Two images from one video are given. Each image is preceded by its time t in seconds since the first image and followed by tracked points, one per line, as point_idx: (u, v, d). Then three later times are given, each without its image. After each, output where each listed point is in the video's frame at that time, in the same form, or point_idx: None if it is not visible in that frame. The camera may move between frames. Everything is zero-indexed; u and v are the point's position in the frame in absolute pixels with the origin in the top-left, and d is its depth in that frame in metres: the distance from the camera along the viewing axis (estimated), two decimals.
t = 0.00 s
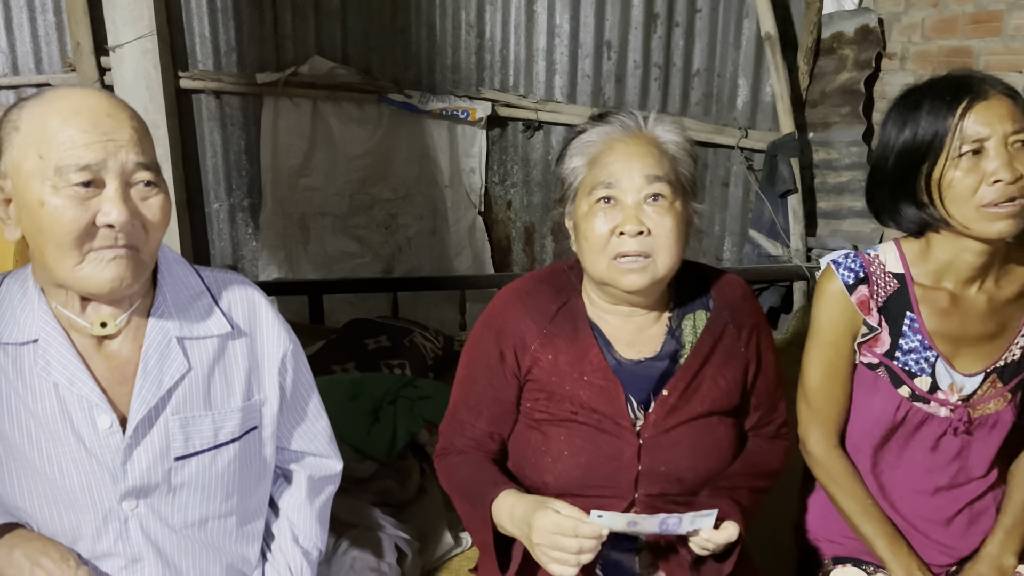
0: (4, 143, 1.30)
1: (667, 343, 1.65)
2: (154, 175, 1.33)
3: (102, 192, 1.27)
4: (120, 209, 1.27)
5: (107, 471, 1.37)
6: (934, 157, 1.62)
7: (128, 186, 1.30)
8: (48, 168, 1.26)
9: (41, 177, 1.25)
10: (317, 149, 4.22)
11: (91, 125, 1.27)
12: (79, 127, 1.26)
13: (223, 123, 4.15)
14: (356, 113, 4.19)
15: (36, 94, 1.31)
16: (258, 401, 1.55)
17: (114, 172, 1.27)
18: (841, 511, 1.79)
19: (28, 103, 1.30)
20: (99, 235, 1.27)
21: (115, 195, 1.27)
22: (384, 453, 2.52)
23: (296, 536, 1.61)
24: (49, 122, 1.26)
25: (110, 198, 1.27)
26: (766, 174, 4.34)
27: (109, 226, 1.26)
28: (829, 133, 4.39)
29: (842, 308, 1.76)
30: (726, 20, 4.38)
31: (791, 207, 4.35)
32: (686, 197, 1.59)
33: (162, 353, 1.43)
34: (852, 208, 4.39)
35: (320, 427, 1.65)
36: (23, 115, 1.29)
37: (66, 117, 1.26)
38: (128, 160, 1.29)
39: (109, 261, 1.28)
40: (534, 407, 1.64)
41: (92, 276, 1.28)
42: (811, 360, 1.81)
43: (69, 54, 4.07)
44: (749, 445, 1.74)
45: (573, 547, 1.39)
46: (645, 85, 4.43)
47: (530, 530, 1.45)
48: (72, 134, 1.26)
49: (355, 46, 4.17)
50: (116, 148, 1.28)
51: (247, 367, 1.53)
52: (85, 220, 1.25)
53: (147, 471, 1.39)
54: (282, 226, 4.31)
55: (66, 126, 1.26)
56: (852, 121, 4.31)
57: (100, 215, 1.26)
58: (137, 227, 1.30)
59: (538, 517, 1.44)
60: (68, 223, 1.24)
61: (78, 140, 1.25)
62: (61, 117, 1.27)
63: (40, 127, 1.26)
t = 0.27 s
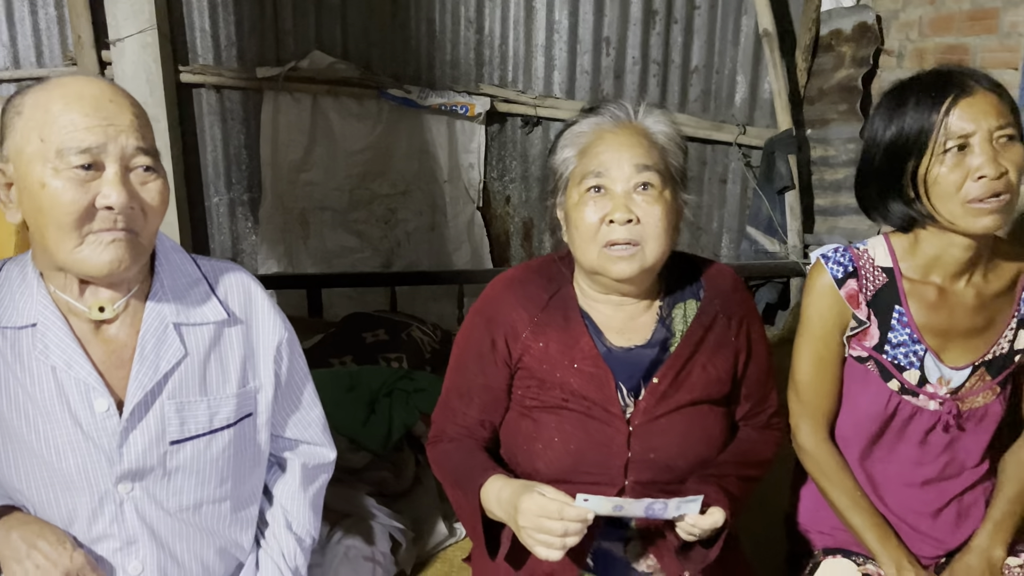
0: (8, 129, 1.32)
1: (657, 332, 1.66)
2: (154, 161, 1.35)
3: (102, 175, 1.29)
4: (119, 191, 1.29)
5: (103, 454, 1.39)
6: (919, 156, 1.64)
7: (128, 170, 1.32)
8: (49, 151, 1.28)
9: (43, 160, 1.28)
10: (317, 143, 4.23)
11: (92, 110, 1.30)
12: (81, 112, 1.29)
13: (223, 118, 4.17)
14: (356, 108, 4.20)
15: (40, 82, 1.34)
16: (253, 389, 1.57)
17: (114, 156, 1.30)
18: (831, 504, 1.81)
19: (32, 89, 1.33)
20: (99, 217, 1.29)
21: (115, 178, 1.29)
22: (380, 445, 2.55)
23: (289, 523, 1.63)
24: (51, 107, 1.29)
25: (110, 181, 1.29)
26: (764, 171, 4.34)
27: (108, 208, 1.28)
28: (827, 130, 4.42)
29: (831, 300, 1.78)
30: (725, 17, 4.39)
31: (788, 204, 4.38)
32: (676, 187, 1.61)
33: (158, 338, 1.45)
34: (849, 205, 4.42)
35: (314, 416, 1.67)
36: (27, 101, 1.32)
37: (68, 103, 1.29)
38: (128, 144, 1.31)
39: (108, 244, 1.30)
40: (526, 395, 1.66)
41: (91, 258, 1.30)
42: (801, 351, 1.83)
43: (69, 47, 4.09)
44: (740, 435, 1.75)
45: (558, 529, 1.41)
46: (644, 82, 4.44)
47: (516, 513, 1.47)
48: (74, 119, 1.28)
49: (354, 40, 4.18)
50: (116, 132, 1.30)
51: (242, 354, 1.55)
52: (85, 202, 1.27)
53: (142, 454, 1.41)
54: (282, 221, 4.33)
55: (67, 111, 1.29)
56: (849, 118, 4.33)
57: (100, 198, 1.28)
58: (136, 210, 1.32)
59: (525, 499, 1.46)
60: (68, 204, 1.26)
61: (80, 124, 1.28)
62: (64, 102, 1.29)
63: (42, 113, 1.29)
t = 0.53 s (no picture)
0: None
1: (648, 324, 1.67)
2: (134, 151, 1.36)
3: (81, 167, 1.30)
4: (99, 183, 1.30)
5: (95, 444, 1.40)
6: (909, 150, 1.64)
7: (107, 161, 1.33)
8: (29, 146, 1.29)
9: (23, 154, 1.29)
10: (317, 138, 4.24)
11: (69, 102, 1.30)
12: (58, 105, 1.30)
13: (224, 113, 4.18)
14: (356, 103, 4.21)
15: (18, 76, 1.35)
16: (245, 379, 1.57)
17: (92, 148, 1.30)
18: (824, 499, 1.81)
19: (9, 84, 1.34)
20: (81, 210, 1.30)
21: (94, 170, 1.30)
22: (376, 438, 2.56)
23: (282, 514, 1.64)
24: (29, 100, 1.30)
25: (89, 173, 1.30)
26: (763, 167, 4.35)
27: (89, 201, 1.29)
28: (827, 127, 4.42)
29: (824, 294, 1.79)
30: (725, 13, 4.39)
31: (788, 200, 4.35)
32: (666, 180, 1.61)
33: (149, 330, 1.46)
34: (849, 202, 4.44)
35: (307, 407, 1.68)
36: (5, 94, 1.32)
37: (45, 95, 1.30)
38: (106, 136, 1.32)
39: (91, 236, 1.31)
40: (517, 387, 1.67)
41: (76, 251, 1.31)
42: (793, 346, 1.84)
43: (71, 42, 4.11)
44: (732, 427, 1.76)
45: (544, 520, 1.42)
46: (644, 78, 4.44)
47: (504, 503, 1.48)
48: (51, 111, 1.29)
49: (355, 35, 4.18)
50: (94, 124, 1.31)
51: (234, 345, 1.56)
52: (65, 195, 1.28)
53: (134, 445, 1.42)
54: (281, 216, 4.34)
55: (46, 104, 1.30)
56: (848, 115, 4.35)
57: (80, 190, 1.29)
58: (118, 202, 1.32)
59: (511, 489, 1.47)
60: (49, 198, 1.27)
61: (57, 117, 1.29)
62: (41, 95, 1.30)
63: (21, 107, 1.30)
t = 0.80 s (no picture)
0: None
1: (637, 326, 1.67)
2: (115, 152, 1.36)
3: (63, 169, 1.30)
4: (80, 185, 1.30)
5: (82, 447, 1.40)
6: (898, 153, 1.64)
7: (89, 163, 1.33)
8: (9, 149, 1.30)
9: (4, 158, 1.29)
10: (312, 137, 4.23)
11: (49, 104, 1.31)
12: (37, 107, 1.30)
13: (220, 111, 4.17)
14: (351, 103, 4.20)
15: None
16: (233, 381, 1.58)
17: (73, 149, 1.31)
18: (814, 502, 1.81)
19: None
20: (63, 212, 1.30)
21: (75, 171, 1.30)
22: (369, 438, 2.58)
23: (272, 515, 1.65)
24: (9, 103, 1.30)
25: (71, 174, 1.30)
26: (758, 169, 4.42)
27: (71, 202, 1.29)
28: (821, 129, 4.48)
29: (813, 298, 1.79)
30: (721, 14, 4.40)
31: (783, 202, 4.40)
32: (655, 182, 1.62)
33: (136, 332, 1.46)
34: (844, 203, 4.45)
35: (296, 409, 1.68)
36: None
37: (24, 97, 1.30)
38: (86, 137, 1.32)
39: (75, 238, 1.31)
40: (507, 389, 1.67)
41: (59, 254, 1.31)
42: (783, 349, 1.84)
43: (66, 40, 4.10)
44: (721, 429, 1.76)
45: (532, 523, 1.42)
46: (640, 79, 4.44)
47: (493, 507, 1.48)
48: (31, 114, 1.29)
49: (351, 34, 4.18)
50: (74, 125, 1.31)
51: (222, 347, 1.56)
52: (46, 198, 1.28)
53: (121, 448, 1.42)
54: (277, 215, 4.34)
55: (26, 106, 1.30)
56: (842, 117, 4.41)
57: (61, 192, 1.29)
58: (100, 203, 1.33)
59: (500, 494, 1.47)
60: (30, 200, 1.28)
61: (37, 119, 1.29)
62: (20, 96, 1.30)
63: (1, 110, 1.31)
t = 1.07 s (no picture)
0: None
1: (634, 330, 1.68)
2: (109, 154, 1.36)
3: (56, 171, 1.31)
4: (74, 187, 1.30)
5: (79, 450, 1.41)
6: (894, 158, 1.65)
7: (82, 165, 1.33)
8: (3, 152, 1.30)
9: None
10: (310, 139, 4.24)
11: (42, 107, 1.31)
12: (31, 110, 1.31)
13: (218, 113, 4.19)
14: (349, 105, 4.21)
15: None
16: (230, 384, 1.58)
17: (66, 152, 1.31)
18: (809, 504, 1.82)
19: None
20: (57, 214, 1.30)
21: (69, 174, 1.31)
22: (365, 439, 2.56)
23: (269, 517, 1.65)
24: (3, 107, 1.31)
25: (65, 177, 1.30)
26: (755, 173, 4.45)
27: (65, 205, 1.30)
28: (818, 132, 4.52)
29: (808, 302, 1.80)
30: (718, 17, 4.41)
31: (779, 205, 4.46)
32: (653, 187, 1.63)
33: (133, 335, 1.47)
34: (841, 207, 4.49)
35: (293, 411, 1.68)
36: None
37: (18, 100, 1.31)
38: (79, 139, 1.32)
39: (69, 241, 1.31)
40: (504, 393, 1.68)
41: (54, 256, 1.31)
42: (778, 352, 1.85)
43: (64, 41, 4.11)
44: (717, 432, 1.77)
45: (530, 529, 1.43)
46: (637, 82, 4.45)
47: (490, 512, 1.49)
48: (25, 117, 1.30)
49: (349, 37, 4.19)
50: (67, 128, 1.32)
51: (219, 350, 1.57)
52: (41, 201, 1.29)
53: (117, 450, 1.42)
54: (274, 216, 4.35)
55: (20, 109, 1.31)
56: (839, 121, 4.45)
57: (55, 195, 1.29)
58: (94, 206, 1.33)
59: (498, 499, 1.48)
60: (24, 203, 1.28)
61: (31, 122, 1.30)
62: (14, 100, 1.31)
63: None
